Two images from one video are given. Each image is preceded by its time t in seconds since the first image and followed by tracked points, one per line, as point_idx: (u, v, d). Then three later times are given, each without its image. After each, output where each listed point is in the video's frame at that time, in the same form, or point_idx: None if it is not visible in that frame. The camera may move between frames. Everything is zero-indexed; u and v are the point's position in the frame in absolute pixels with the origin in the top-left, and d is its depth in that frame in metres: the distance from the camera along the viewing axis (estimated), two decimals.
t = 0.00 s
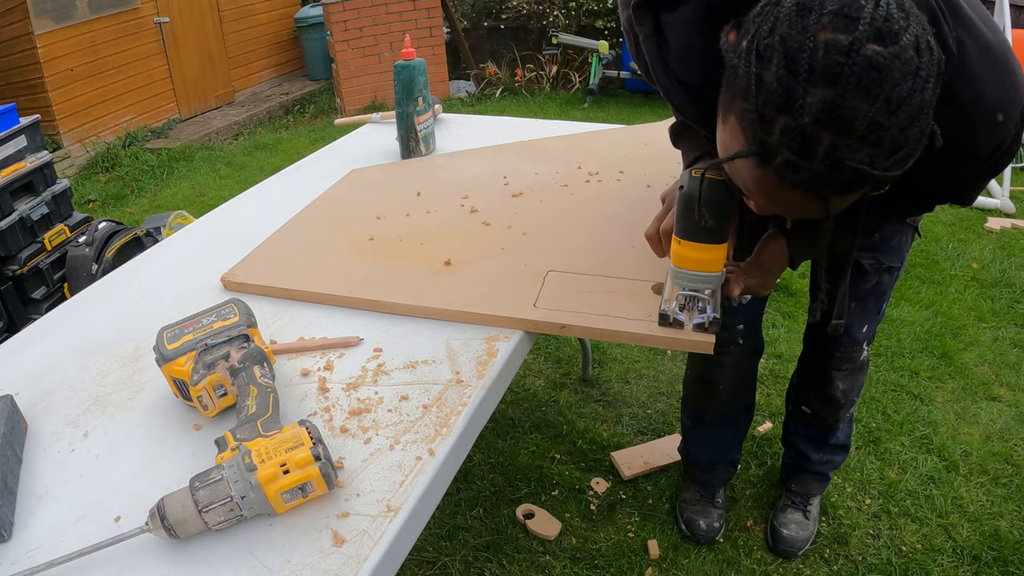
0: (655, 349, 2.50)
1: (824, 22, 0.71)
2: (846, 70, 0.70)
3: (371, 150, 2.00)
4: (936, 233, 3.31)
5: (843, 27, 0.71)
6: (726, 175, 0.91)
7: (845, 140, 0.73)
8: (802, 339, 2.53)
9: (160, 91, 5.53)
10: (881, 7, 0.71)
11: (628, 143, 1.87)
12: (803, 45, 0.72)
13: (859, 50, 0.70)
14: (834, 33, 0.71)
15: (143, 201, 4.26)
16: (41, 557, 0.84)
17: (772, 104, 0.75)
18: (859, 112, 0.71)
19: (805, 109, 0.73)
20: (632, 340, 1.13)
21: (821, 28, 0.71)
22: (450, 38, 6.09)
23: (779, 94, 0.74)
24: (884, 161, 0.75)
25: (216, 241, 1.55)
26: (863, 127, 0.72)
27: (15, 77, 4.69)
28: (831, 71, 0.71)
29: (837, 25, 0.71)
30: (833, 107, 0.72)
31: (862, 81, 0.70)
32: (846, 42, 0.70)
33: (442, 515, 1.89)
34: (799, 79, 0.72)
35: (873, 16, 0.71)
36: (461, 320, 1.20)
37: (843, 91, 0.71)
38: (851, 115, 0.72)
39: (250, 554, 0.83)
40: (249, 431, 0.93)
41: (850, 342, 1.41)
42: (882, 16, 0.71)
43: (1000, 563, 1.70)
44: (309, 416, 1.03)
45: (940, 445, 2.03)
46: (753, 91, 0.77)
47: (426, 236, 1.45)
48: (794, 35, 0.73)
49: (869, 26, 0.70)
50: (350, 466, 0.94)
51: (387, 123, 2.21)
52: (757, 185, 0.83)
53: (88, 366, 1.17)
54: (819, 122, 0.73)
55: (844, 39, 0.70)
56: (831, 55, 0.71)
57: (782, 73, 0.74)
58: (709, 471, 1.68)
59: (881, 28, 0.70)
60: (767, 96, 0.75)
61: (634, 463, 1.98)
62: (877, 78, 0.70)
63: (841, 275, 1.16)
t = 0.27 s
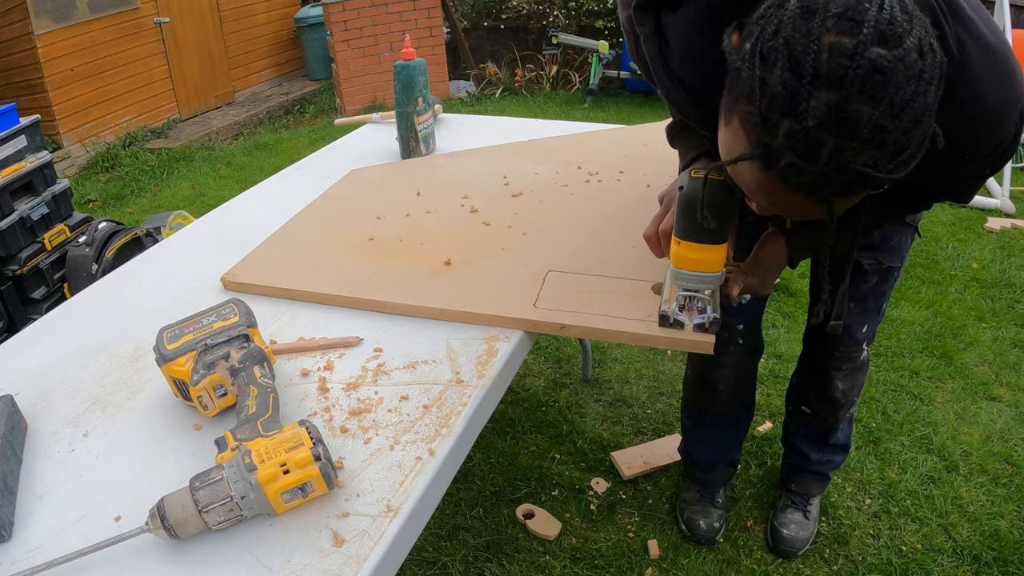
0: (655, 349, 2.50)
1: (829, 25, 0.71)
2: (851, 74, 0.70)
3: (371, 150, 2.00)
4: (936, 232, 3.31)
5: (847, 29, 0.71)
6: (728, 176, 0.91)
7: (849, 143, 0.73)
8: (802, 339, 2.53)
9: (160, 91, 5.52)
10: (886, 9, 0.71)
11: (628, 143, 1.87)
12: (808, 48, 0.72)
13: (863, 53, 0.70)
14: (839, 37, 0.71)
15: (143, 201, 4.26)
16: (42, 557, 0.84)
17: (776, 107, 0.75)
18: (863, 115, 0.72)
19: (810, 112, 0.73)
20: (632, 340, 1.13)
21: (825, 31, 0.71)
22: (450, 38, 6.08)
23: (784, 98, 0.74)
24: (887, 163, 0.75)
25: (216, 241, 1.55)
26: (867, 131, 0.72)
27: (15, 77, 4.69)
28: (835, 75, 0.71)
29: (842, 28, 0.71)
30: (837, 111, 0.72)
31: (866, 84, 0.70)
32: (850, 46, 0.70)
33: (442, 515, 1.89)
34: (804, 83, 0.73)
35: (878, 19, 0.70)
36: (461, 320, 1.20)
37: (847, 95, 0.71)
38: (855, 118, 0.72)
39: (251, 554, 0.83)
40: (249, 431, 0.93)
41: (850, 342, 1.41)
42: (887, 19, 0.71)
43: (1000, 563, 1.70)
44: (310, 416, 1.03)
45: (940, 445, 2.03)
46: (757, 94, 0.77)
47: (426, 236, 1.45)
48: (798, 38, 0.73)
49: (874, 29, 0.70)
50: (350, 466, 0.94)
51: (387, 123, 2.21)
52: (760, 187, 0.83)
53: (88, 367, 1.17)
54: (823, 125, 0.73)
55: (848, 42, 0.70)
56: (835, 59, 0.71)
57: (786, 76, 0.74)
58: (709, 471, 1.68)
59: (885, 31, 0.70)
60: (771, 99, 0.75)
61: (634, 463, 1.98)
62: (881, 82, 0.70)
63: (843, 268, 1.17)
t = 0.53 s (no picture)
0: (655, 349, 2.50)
1: (836, 28, 0.71)
2: (859, 77, 0.70)
3: (371, 150, 2.00)
4: (936, 232, 3.31)
5: (855, 32, 0.71)
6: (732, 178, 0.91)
7: (856, 146, 0.73)
8: (802, 339, 2.53)
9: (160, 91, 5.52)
10: (892, 13, 0.71)
11: (628, 143, 1.87)
12: (815, 51, 0.72)
13: (871, 57, 0.70)
14: (846, 40, 0.71)
15: (143, 201, 4.26)
16: (42, 557, 0.84)
17: (784, 109, 0.75)
18: (871, 118, 0.72)
19: (817, 115, 0.73)
20: (632, 340, 1.13)
21: (832, 34, 0.71)
22: (450, 38, 6.08)
23: (792, 100, 0.74)
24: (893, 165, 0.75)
25: (216, 241, 1.55)
26: (875, 133, 0.72)
27: (15, 77, 4.69)
28: (843, 78, 0.71)
29: (849, 31, 0.71)
30: (844, 114, 0.72)
31: (874, 87, 0.70)
32: (858, 49, 0.70)
33: (442, 515, 1.89)
34: (811, 86, 0.72)
35: (884, 22, 0.71)
36: (461, 320, 1.20)
37: (855, 98, 0.71)
38: (863, 121, 0.72)
39: (250, 554, 0.83)
40: (249, 432, 0.93)
41: (849, 342, 1.41)
42: (893, 22, 0.71)
43: (1000, 563, 1.70)
44: (310, 416, 1.03)
45: (940, 445, 2.03)
46: (764, 97, 0.77)
47: (426, 236, 1.45)
48: (806, 41, 0.73)
49: (881, 32, 0.70)
50: (350, 466, 0.94)
51: (387, 123, 2.21)
52: (767, 189, 0.83)
53: (88, 367, 1.17)
54: (830, 128, 0.73)
55: (856, 45, 0.70)
56: (843, 62, 0.71)
57: (793, 78, 0.74)
58: (709, 471, 1.68)
59: (892, 34, 0.70)
60: (779, 101, 0.75)
61: (634, 463, 1.98)
62: (888, 85, 0.70)
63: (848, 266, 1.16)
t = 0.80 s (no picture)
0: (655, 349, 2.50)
1: (840, 25, 0.71)
2: (864, 74, 0.70)
3: (371, 150, 2.00)
4: (936, 233, 3.30)
5: (859, 30, 0.71)
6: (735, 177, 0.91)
7: (860, 143, 0.73)
8: (802, 339, 2.53)
9: (161, 91, 5.52)
10: (897, 10, 0.71)
11: (628, 143, 1.87)
12: (820, 48, 0.72)
13: (875, 54, 0.70)
14: (851, 36, 0.71)
15: (143, 201, 4.26)
16: (41, 557, 0.84)
17: (789, 107, 0.75)
18: (875, 115, 0.72)
19: (822, 112, 0.73)
20: (632, 340, 1.13)
21: (837, 31, 0.71)
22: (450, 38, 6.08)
23: (796, 98, 0.74)
24: (898, 163, 0.75)
25: (216, 241, 1.55)
26: (880, 130, 0.72)
27: (15, 77, 4.69)
28: (848, 75, 0.71)
29: (854, 28, 0.71)
30: (850, 111, 0.72)
31: (879, 84, 0.70)
32: (863, 46, 0.70)
33: (441, 515, 1.89)
34: (817, 83, 0.72)
35: (888, 19, 0.71)
36: (460, 320, 1.20)
37: (860, 95, 0.71)
38: (867, 118, 0.72)
39: (250, 554, 0.83)
40: (249, 431, 0.93)
41: (849, 342, 1.41)
42: (897, 20, 0.71)
43: (1000, 563, 1.70)
44: (309, 416, 1.03)
45: (940, 445, 2.03)
46: (769, 94, 0.77)
47: (426, 236, 1.45)
48: (811, 38, 0.73)
49: (886, 29, 0.70)
50: (349, 467, 0.93)
51: (387, 123, 2.21)
52: (771, 188, 0.83)
53: (88, 366, 1.17)
54: (836, 125, 0.73)
55: (861, 42, 0.70)
56: (848, 59, 0.71)
57: (798, 76, 0.74)
58: (709, 471, 1.68)
59: (896, 31, 0.71)
60: (783, 98, 0.75)
61: (634, 463, 1.98)
62: (893, 82, 0.70)
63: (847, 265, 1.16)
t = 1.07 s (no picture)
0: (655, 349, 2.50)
1: (842, 24, 0.71)
2: (865, 73, 0.70)
3: (371, 150, 2.00)
4: (936, 233, 3.30)
5: (861, 29, 0.71)
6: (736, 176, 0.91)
7: (862, 142, 0.73)
8: (802, 339, 2.53)
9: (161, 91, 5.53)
10: (898, 10, 0.71)
11: (627, 143, 1.87)
12: (822, 47, 0.72)
13: (877, 53, 0.70)
14: (852, 35, 0.71)
15: (143, 201, 4.26)
16: (41, 557, 0.84)
17: (790, 106, 0.75)
18: (877, 114, 0.72)
19: (823, 112, 0.73)
20: (631, 340, 1.13)
21: (838, 30, 0.71)
22: (450, 38, 6.08)
23: (798, 97, 0.74)
24: (899, 162, 0.75)
25: (216, 241, 1.55)
26: (881, 129, 0.72)
27: (16, 77, 4.69)
28: (849, 74, 0.71)
29: (855, 27, 0.71)
30: (851, 110, 0.72)
31: (881, 83, 0.70)
32: (864, 45, 0.70)
33: (441, 515, 1.89)
34: (818, 82, 0.72)
35: (890, 19, 0.71)
36: (460, 320, 1.20)
37: (861, 94, 0.71)
38: (869, 117, 0.72)
39: (250, 554, 0.83)
40: (249, 431, 0.93)
41: (849, 342, 1.41)
42: (899, 19, 0.71)
43: (1000, 563, 1.70)
44: (309, 416, 1.03)
45: (940, 445, 2.03)
46: (770, 93, 0.77)
47: (426, 235, 1.45)
48: (812, 37, 0.73)
49: (887, 28, 0.70)
50: (349, 466, 0.93)
51: (386, 123, 2.21)
52: (772, 187, 0.83)
53: (88, 366, 1.17)
54: (837, 124, 0.73)
55: (862, 41, 0.70)
56: (849, 58, 0.71)
57: (799, 75, 0.73)
58: (709, 471, 1.68)
59: (898, 31, 0.71)
60: (784, 97, 0.75)
61: (634, 463, 1.98)
62: (894, 81, 0.70)
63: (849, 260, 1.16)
